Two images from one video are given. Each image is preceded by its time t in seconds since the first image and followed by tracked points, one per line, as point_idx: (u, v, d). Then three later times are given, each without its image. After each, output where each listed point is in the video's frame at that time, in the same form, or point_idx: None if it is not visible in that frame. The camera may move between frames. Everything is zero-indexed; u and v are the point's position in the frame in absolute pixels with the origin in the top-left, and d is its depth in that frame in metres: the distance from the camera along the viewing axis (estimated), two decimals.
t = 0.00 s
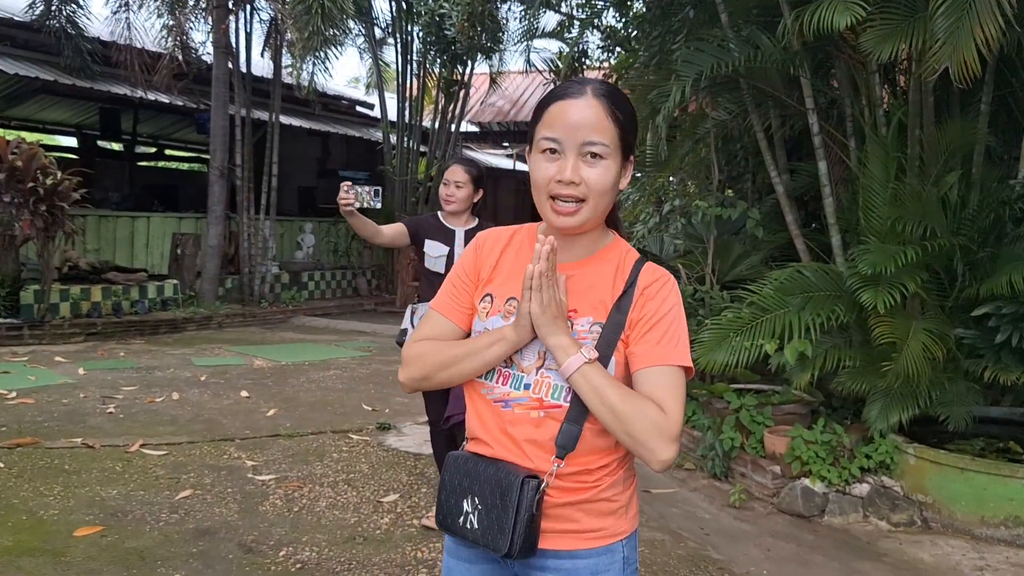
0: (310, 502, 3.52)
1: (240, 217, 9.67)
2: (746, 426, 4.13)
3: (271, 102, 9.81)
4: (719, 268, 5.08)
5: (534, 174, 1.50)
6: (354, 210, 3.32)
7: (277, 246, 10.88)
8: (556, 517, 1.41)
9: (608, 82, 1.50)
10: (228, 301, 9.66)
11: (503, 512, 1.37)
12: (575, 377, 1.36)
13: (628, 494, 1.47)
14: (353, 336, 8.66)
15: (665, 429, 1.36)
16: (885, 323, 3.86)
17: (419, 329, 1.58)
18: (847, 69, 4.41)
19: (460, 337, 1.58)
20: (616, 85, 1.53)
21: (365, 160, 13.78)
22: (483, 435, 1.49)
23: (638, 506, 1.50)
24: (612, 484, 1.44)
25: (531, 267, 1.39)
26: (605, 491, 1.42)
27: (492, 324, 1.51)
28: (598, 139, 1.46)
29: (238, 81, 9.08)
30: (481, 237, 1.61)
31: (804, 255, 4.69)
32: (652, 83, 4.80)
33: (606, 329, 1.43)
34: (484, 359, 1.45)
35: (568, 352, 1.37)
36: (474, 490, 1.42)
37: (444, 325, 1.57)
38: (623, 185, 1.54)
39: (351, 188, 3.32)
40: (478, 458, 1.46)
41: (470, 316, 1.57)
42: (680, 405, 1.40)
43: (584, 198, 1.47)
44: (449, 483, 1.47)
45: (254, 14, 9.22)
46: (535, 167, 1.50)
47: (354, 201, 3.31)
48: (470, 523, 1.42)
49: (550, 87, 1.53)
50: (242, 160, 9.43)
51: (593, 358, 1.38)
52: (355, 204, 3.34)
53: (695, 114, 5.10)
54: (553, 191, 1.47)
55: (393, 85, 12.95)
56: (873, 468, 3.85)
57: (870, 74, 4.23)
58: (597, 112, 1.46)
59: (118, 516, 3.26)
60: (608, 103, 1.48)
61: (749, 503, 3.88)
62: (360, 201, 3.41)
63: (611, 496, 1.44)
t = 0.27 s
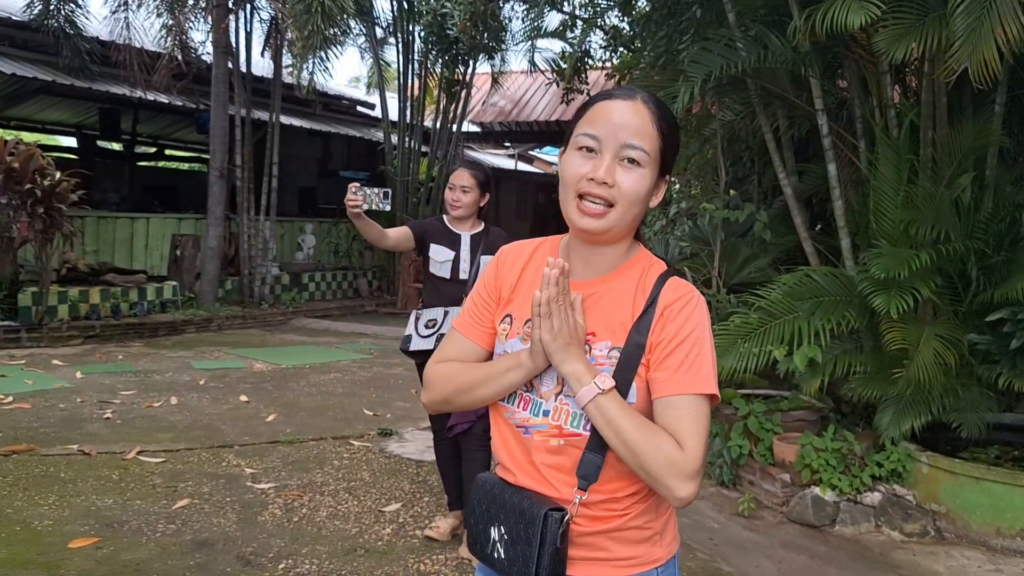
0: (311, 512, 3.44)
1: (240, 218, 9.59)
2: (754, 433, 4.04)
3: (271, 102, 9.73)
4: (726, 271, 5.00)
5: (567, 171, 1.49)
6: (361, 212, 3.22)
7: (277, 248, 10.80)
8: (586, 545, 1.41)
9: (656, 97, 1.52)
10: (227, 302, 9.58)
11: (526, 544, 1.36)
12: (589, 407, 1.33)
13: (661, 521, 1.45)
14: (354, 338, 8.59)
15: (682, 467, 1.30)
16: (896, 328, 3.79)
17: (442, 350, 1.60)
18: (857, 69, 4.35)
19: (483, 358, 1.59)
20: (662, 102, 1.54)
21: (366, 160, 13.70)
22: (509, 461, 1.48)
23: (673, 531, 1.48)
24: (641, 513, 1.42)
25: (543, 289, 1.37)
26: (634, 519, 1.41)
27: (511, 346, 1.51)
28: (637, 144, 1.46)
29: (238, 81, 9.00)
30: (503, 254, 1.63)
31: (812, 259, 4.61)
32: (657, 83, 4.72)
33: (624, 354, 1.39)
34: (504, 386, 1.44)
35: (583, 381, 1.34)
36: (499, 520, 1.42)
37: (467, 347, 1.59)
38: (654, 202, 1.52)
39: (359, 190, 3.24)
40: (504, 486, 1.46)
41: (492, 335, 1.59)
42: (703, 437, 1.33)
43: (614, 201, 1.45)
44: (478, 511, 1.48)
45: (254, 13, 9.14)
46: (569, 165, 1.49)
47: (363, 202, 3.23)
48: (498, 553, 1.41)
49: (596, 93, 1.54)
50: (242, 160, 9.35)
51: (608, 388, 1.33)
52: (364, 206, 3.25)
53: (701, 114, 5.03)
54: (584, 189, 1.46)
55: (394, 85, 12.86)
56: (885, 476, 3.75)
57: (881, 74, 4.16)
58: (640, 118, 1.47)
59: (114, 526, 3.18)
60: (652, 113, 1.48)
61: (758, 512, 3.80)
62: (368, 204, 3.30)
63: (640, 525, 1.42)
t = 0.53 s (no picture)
0: (308, 519, 3.39)
1: (238, 217, 9.53)
2: (757, 437, 3.98)
3: (269, 100, 9.67)
4: (728, 272, 4.96)
5: (577, 183, 1.49)
6: (362, 216, 3.16)
7: (275, 247, 10.74)
8: (602, 569, 1.41)
9: (662, 105, 1.53)
10: (225, 302, 9.53)
11: (543, 570, 1.34)
12: (614, 426, 1.31)
13: (677, 544, 1.45)
14: (353, 339, 8.53)
15: (715, 483, 1.30)
16: (901, 332, 3.74)
17: (448, 373, 1.57)
18: (861, 68, 4.32)
19: (491, 379, 1.57)
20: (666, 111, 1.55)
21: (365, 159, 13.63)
22: (520, 484, 1.46)
23: (688, 552, 1.49)
24: (659, 535, 1.41)
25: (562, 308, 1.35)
26: (650, 543, 1.41)
27: (524, 366, 1.48)
28: (646, 153, 1.46)
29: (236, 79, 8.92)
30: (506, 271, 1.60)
31: (816, 261, 4.56)
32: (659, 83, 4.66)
33: (646, 370, 1.38)
34: (519, 408, 1.41)
35: (606, 400, 1.32)
36: (512, 545, 1.39)
37: (475, 368, 1.56)
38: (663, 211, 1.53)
39: (361, 193, 3.17)
40: (514, 510, 1.43)
41: (501, 354, 1.56)
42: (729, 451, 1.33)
43: (625, 211, 1.45)
44: (487, 535, 1.45)
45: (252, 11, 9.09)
46: (578, 176, 1.50)
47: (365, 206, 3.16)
48: None
49: (600, 103, 1.55)
50: (240, 160, 9.30)
51: (633, 405, 1.31)
52: (365, 210, 3.18)
53: (703, 114, 4.98)
54: (595, 200, 1.46)
55: (393, 83, 12.79)
56: (891, 482, 3.70)
57: (887, 74, 4.11)
58: (648, 127, 1.48)
59: (109, 535, 3.13)
60: (660, 121, 1.49)
61: (762, 518, 3.76)
62: (370, 207, 3.24)
63: (657, 548, 1.41)
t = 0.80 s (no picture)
0: (307, 523, 3.36)
1: (237, 216, 9.49)
2: (760, 438, 3.95)
3: (268, 99, 9.63)
4: (730, 272, 4.92)
5: (580, 185, 1.46)
6: (363, 217, 3.12)
7: (275, 246, 10.71)
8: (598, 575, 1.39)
9: (668, 109, 1.50)
10: (225, 302, 9.50)
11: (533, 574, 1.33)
12: (617, 433, 1.29)
13: (676, 554, 1.41)
14: (354, 339, 8.50)
15: (719, 490, 1.29)
16: (906, 332, 3.70)
17: (449, 377, 1.54)
18: (864, 65, 4.28)
19: (492, 382, 1.54)
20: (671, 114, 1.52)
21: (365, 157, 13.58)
22: (517, 485, 1.46)
23: (689, 562, 1.44)
24: (653, 546, 1.37)
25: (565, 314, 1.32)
26: (644, 553, 1.37)
27: (525, 370, 1.45)
28: (650, 157, 1.43)
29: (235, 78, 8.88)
30: (508, 275, 1.57)
31: (819, 259, 4.53)
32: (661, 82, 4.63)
33: (650, 376, 1.35)
34: (514, 412, 1.39)
35: (610, 408, 1.29)
36: (505, 547, 1.38)
37: (476, 372, 1.53)
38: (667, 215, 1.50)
39: (361, 194, 3.13)
40: (511, 512, 1.42)
41: (503, 358, 1.53)
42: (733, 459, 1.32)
43: (629, 215, 1.42)
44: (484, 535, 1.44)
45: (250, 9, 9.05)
46: (581, 179, 1.46)
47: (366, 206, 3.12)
48: None
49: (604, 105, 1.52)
50: (239, 159, 9.26)
51: (637, 411, 1.30)
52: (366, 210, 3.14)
53: (704, 112, 4.94)
54: (599, 203, 1.43)
55: (393, 81, 12.75)
56: (895, 483, 3.67)
57: (890, 72, 4.07)
58: (653, 130, 1.45)
59: (107, 540, 3.09)
60: (664, 125, 1.46)
61: (765, 520, 3.73)
62: (370, 208, 3.20)
63: (653, 558, 1.38)
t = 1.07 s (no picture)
0: (303, 526, 3.31)
1: (235, 214, 9.43)
2: (763, 438, 3.89)
3: (266, 96, 9.57)
4: (732, 269, 4.86)
5: (580, 183, 1.41)
6: (360, 214, 3.05)
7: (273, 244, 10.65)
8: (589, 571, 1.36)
9: (676, 109, 1.43)
10: (223, 301, 9.44)
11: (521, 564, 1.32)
12: (588, 424, 1.23)
13: (672, 555, 1.36)
14: (353, 337, 8.44)
15: (688, 489, 1.20)
16: (913, 329, 3.65)
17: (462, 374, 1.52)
18: (867, 59, 4.22)
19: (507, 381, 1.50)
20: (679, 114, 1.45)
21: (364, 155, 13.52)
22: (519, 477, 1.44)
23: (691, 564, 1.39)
24: (645, 545, 1.33)
25: (541, 304, 1.31)
26: (635, 551, 1.33)
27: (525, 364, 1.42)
28: (654, 158, 1.37)
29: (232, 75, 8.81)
30: (525, 276, 1.57)
31: (822, 256, 4.47)
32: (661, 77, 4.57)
33: (630, 369, 1.30)
34: (509, 404, 1.37)
35: (581, 399, 1.24)
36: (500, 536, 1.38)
37: (487, 368, 1.50)
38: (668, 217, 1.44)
39: (358, 191, 3.07)
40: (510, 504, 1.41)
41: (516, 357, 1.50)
42: (708, 461, 1.23)
43: (628, 215, 1.37)
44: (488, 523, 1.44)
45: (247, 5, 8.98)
46: (582, 176, 1.41)
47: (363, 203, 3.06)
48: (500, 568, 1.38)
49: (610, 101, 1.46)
50: (237, 156, 9.20)
51: (611, 404, 1.23)
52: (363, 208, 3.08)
53: (705, 108, 4.88)
54: (597, 202, 1.38)
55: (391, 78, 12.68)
56: (900, 483, 3.61)
57: (894, 65, 4.01)
58: (658, 130, 1.38)
59: (98, 545, 3.04)
60: (670, 124, 1.40)
61: (768, 521, 3.66)
62: (368, 206, 3.14)
63: (644, 558, 1.33)
